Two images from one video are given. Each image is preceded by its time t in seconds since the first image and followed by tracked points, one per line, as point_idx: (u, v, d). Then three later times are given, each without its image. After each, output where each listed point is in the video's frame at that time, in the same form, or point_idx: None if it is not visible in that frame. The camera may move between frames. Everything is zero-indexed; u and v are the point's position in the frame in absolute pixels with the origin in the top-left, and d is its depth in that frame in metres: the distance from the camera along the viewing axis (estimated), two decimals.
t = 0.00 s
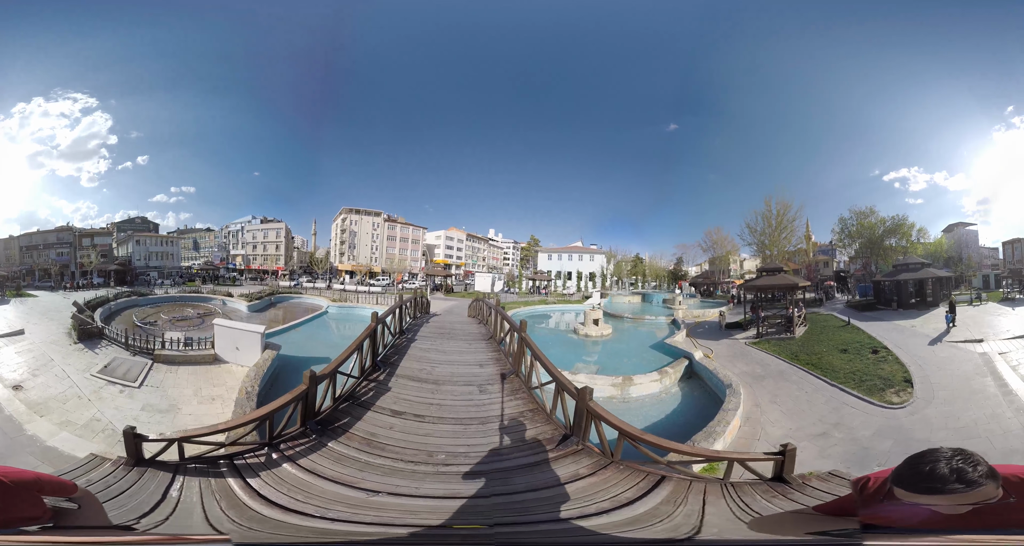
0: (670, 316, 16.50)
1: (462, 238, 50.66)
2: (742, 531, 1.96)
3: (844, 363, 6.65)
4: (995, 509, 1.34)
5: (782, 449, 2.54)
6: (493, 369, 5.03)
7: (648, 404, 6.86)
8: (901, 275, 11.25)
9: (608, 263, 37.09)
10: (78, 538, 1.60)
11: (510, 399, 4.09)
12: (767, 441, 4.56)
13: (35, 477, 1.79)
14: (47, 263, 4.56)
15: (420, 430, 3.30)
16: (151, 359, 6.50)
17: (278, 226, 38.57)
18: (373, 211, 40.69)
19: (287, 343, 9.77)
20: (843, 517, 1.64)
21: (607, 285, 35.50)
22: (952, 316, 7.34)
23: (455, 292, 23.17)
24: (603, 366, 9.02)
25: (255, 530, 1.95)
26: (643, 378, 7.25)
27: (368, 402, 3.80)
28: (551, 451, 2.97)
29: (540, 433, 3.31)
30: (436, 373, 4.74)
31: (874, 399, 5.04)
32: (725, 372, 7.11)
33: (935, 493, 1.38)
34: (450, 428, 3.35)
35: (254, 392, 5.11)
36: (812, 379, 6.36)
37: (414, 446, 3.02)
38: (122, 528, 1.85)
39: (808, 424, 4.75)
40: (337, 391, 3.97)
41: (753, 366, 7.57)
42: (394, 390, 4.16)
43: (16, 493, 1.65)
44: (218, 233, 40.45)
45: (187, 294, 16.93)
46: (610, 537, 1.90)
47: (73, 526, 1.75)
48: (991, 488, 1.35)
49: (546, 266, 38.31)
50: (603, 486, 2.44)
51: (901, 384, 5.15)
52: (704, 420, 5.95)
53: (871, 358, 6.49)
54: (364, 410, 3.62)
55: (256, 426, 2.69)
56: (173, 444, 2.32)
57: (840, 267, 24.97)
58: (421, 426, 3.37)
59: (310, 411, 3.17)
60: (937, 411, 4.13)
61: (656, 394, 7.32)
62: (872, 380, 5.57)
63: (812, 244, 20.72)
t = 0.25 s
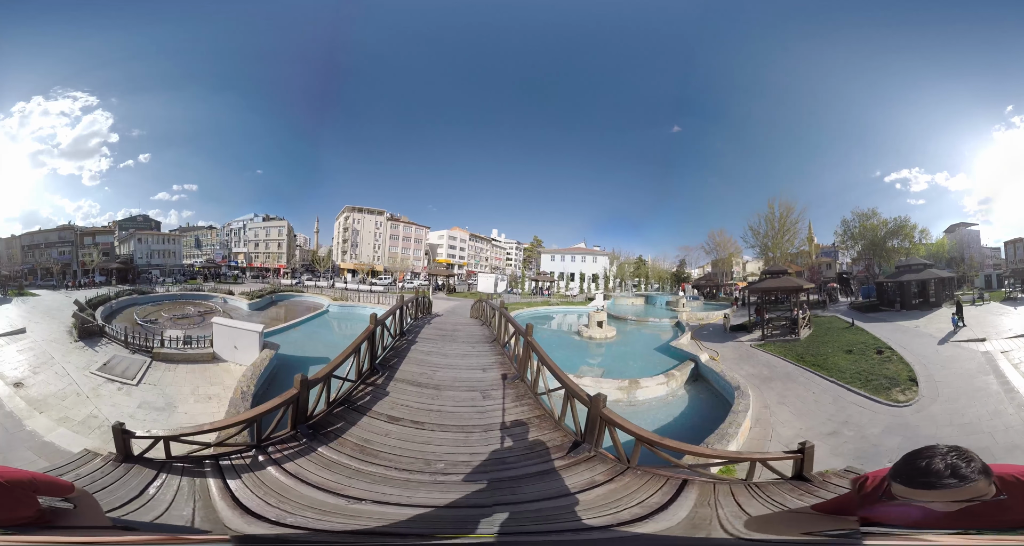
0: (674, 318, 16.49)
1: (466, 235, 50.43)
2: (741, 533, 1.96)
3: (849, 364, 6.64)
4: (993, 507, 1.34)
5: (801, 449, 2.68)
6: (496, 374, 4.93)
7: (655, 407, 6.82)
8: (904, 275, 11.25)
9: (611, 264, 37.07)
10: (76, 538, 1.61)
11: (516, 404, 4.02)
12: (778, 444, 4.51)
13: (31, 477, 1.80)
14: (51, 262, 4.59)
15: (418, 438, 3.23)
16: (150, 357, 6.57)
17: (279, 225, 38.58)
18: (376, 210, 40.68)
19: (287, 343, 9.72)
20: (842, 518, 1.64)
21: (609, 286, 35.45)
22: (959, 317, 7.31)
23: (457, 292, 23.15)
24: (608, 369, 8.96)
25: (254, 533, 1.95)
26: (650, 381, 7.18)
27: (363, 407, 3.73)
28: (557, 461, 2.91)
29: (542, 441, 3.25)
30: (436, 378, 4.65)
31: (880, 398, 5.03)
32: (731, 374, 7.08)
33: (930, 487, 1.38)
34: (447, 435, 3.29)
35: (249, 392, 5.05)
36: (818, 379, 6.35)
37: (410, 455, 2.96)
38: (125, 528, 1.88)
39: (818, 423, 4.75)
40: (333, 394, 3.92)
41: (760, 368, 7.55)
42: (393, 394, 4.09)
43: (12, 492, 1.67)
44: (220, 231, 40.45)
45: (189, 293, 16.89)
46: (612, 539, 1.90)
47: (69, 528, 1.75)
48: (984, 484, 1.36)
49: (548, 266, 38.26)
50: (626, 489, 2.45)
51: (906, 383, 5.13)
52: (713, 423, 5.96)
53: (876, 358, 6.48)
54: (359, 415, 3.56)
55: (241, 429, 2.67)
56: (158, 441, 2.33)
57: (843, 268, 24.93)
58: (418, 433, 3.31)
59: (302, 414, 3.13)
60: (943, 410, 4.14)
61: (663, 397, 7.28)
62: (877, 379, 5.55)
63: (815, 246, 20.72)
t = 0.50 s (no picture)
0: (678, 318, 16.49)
1: (468, 234, 50.69)
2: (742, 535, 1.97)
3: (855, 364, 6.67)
4: (995, 507, 1.35)
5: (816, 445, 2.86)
6: (500, 377, 4.84)
7: (662, 408, 6.83)
8: (907, 276, 11.25)
9: (613, 264, 37.08)
10: (79, 538, 1.61)
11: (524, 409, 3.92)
12: (788, 444, 4.51)
13: (32, 476, 1.81)
14: (52, 262, 4.62)
15: (419, 446, 3.12)
16: (149, 356, 6.53)
17: (281, 224, 38.61)
18: (378, 208, 40.48)
19: (288, 343, 9.72)
20: (843, 518, 1.64)
21: (611, 286, 35.46)
22: (964, 319, 7.34)
23: (460, 291, 23.17)
24: (614, 370, 8.92)
25: (257, 533, 1.96)
26: (657, 382, 7.17)
27: (361, 412, 3.65)
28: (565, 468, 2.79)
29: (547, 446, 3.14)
30: (439, 383, 4.56)
31: (885, 396, 5.07)
32: (738, 374, 7.09)
33: (933, 489, 1.39)
34: (446, 442, 3.20)
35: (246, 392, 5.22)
36: (823, 379, 6.39)
37: (410, 463, 2.86)
38: (124, 528, 1.89)
39: (826, 422, 4.81)
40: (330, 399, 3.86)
41: (766, 368, 7.58)
42: (392, 399, 4.00)
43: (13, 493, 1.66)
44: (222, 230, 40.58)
45: (191, 292, 16.93)
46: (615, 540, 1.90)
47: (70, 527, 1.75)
48: (988, 485, 1.36)
49: (550, 266, 38.29)
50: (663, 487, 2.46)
51: (910, 381, 5.17)
52: (723, 424, 5.97)
53: (880, 358, 6.50)
54: (357, 421, 3.46)
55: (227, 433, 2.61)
56: (145, 440, 2.38)
57: (846, 269, 24.89)
58: (417, 440, 3.21)
59: (296, 418, 3.07)
60: (945, 406, 4.18)
61: (670, 398, 7.29)
62: (882, 379, 5.60)
63: (818, 247, 20.73)
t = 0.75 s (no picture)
0: (677, 318, 16.51)
1: (467, 234, 50.76)
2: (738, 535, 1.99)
3: (855, 362, 6.69)
4: (996, 508, 1.35)
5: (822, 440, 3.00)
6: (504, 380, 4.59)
7: (667, 408, 6.83)
8: (906, 277, 11.26)
9: (612, 263, 37.09)
10: (81, 539, 1.61)
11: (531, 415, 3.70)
12: (796, 442, 4.50)
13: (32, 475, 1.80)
14: (50, 263, 4.58)
15: (418, 455, 2.90)
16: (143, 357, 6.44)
17: (279, 225, 38.52)
18: (376, 207, 40.42)
19: (285, 344, 9.70)
20: (842, 518, 1.65)
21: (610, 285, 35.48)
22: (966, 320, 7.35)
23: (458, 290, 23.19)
24: (616, 370, 8.88)
25: (256, 533, 1.97)
26: (661, 382, 7.17)
27: (354, 419, 3.42)
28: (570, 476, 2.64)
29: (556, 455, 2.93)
30: (438, 387, 4.31)
31: (884, 394, 5.10)
32: (741, 373, 7.11)
33: (935, 491, 1.39)
34: (445, 451, 2.96)
35: (238, 394, 5.24)
36: (824, 378, 6.41)
37: (408, 475, 2.62)
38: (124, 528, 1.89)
39: (828, 420, 4.83)
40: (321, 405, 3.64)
41: (768, 367, 7.58)
42: (389, 405, 3.76)
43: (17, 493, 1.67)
44: (220, 230, 40.48)
45: (188, 293, 16.87)
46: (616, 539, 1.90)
47: (72, 526, 1.76)
48: (990, 487, 1.37)
49: (549, 265, 38.28)
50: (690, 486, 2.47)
51: (910, 380, 5.19)
52: (731, 423, 5.95)
53: (880, 357, 6.52)
54: (349, 428, 3.23)
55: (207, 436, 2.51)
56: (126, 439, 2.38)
57: (844, 270, 24.96)
58: (415, 449, 2.98)
59: (282, 425, 2.87)
60: (944, 403, 4.19)
61: (674, 397, 7.29)
62: (882, 377, 5.61)
63: (817, 247, 20.75)
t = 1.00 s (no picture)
0: (672, 317, 16.55)
1: (457, 234, 50.39)
2: (731, 532, 2.03)
3: (847, 361, 6.73)
4: (998, 507, 1.36)
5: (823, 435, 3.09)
6: (502, 387, 4.44)
7: (665, 408, 6.84)
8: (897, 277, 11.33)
9: (606, 263, 37.11)
10: (80, 540, 1.62)
11: (532, 422, 3.55)
12: (795, 438, 4.52)
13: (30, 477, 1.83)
14: (42, 265, 4.54)
15: (411, 466, 2.77)
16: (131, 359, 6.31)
17: (272, 225, 38.34)
18: (370, 207, 40.59)
19: (274, 349, 9.61)
20: (843, 518, 1.65)
21: (605, 285, 35.52)
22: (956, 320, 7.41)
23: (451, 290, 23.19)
24: (613, 371, 8.85)
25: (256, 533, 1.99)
26: (658, 382, 7.20)
27: (342, 429, 3.29)
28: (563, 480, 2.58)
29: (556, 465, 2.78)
30: (433, 395, 4.15)
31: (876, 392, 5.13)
32: (737, 372, 7.15)
33: (937, 490, 1.40)
34: (438, 461, 2.84)
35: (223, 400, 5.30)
36: (818, 377, 6.42)
37: (398, 487, 2.50)
38: (121, 528, 1.94)
39: (823, 417, 4.88)
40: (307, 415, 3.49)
41: (763, 366, 7.60)
42: (379, 415, 3.61)
43: (22, 490, 1.73)
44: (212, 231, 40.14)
45: (178, 295, 16.74)
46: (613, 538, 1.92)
47: (70, 528, 1.78)
48: (991, 486, 1.38)
49: (544, 265, 38.24)
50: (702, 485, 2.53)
51: (901, 379, 5.20)
52: (730, 423, 5.94)
53: (872, 356, 6.55)
54: (336, 438, 3.11)
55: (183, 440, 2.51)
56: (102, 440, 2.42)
57: (836, 269, 25.14)
58: (405, 460, 2.85)
59: (264, 433, 2.77)
60: (934, 402, 4.19)
61: (671, 397, 7.31)
62: (874, 375, 5.63)
63: (810, 247, 20.86)
